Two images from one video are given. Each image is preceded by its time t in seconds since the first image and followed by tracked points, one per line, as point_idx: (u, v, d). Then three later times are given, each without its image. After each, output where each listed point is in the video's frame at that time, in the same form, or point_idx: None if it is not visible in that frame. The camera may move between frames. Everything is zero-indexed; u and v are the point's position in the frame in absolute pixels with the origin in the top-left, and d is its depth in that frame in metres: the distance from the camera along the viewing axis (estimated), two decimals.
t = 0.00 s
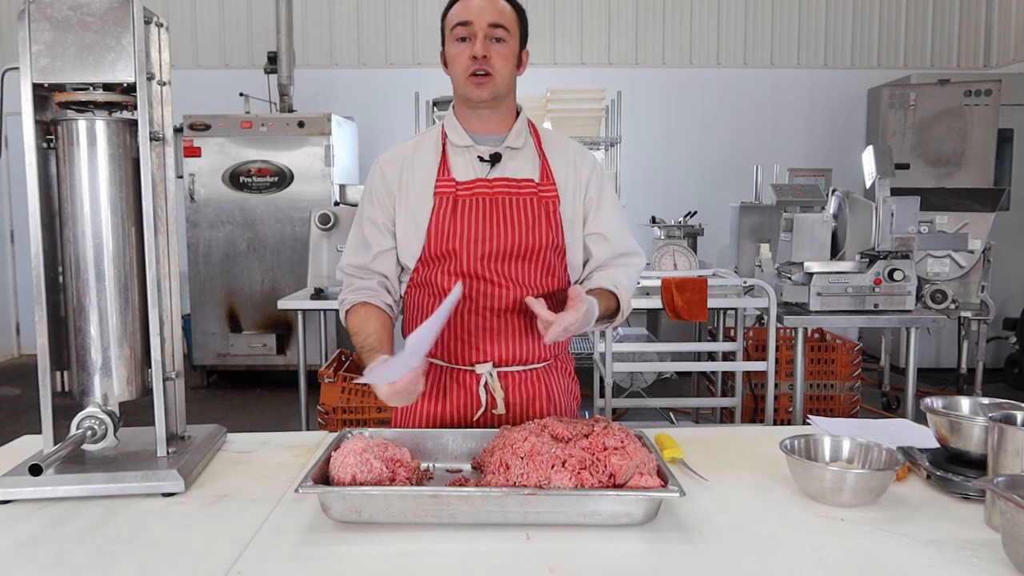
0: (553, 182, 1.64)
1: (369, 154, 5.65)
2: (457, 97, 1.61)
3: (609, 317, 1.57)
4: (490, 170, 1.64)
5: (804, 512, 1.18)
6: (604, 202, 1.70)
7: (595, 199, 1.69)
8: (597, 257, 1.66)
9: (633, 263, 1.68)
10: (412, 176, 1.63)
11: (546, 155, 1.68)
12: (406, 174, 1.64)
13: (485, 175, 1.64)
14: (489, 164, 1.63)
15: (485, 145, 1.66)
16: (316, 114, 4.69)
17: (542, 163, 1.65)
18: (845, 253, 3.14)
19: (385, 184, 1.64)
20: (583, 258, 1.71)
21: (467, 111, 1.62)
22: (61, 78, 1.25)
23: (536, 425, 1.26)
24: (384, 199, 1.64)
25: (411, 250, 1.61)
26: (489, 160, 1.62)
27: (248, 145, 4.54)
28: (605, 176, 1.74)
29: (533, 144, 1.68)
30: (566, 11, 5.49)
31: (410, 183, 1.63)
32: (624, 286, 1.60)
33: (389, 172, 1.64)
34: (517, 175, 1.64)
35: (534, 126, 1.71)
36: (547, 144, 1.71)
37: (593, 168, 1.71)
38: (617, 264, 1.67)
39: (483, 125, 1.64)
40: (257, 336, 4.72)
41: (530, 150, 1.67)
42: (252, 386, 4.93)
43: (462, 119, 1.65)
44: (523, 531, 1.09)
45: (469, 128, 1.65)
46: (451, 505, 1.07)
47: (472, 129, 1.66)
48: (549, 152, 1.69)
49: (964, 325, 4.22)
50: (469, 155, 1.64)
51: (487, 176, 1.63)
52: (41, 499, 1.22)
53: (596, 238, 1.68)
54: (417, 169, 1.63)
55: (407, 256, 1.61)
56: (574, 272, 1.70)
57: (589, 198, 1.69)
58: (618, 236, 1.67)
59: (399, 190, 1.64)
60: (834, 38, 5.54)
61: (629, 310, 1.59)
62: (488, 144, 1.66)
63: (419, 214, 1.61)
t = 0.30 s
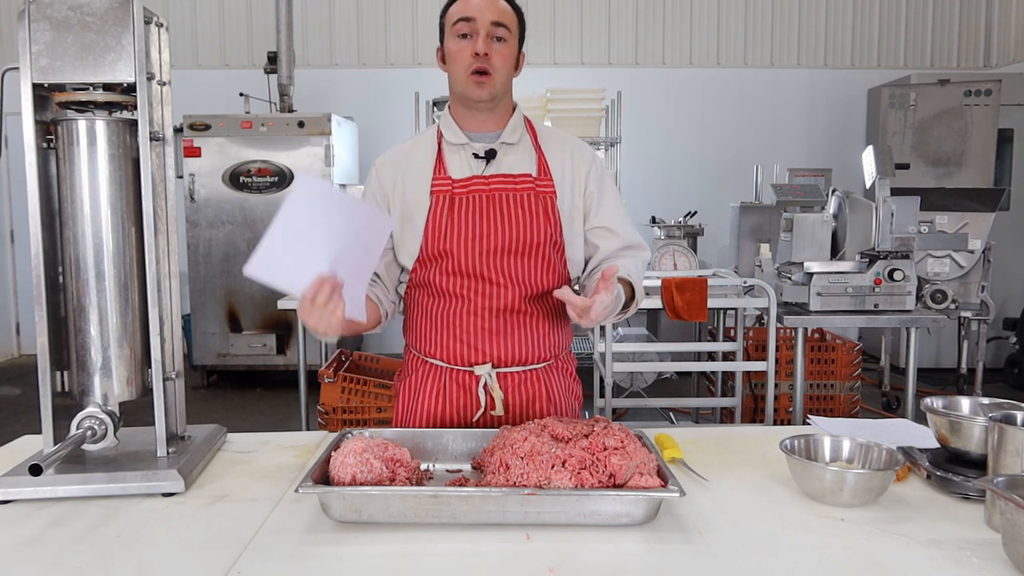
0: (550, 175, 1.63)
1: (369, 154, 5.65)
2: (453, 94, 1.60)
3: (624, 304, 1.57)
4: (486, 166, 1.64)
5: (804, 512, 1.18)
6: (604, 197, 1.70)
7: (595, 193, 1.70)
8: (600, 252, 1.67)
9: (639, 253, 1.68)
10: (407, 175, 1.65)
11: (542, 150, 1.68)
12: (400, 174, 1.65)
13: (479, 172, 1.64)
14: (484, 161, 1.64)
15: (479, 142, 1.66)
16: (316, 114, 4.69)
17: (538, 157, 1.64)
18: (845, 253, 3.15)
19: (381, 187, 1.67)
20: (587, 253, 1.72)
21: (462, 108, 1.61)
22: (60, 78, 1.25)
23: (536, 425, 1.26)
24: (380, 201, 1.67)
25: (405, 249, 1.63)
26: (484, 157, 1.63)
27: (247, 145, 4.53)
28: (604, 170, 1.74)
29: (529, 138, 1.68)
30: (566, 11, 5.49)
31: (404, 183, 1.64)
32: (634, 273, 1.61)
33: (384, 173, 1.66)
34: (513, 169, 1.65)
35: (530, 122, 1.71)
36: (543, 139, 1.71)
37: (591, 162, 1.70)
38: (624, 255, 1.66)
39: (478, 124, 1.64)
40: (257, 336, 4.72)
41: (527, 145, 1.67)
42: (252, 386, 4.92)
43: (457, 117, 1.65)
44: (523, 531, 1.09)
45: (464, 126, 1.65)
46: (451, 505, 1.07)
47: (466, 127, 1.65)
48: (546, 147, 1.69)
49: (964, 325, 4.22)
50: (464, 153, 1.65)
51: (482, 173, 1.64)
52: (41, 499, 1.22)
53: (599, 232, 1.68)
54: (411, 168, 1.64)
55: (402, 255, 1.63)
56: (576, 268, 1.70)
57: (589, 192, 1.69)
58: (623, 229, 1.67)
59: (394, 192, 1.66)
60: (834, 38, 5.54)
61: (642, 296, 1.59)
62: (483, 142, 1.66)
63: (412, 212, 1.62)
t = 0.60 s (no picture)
0: (557, 182, 1.63)
1: (369, 154, 5.65)
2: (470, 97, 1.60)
3: (603, 322, 1.58)
4: (495, 168, 1.63)
5: (804, 512, 1.18)
6: (605, 207, 1.71)
7: (596, 202, 1.70)
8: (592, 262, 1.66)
9: (630, 267, 1.66)
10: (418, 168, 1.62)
11: (551, 161, 1.67)
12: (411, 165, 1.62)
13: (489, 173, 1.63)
14: (495, 163, 1.63)
15: (490, 143, 1.65)
16: (316, 114, 4.69)
17: (547, 164, 1.64)
18: (845, 253, 3.15)
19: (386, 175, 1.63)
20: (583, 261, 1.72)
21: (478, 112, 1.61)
22: (60, 78, 1.25)
23: (536, 425, 1.26)
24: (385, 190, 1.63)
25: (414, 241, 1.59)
26: (495, 158, 1.62)
27: (248, 145, 4.54)
28: (607, 179, 1.75)
29: (538, 146, 1.68)
30: (566, 11, 5.49)
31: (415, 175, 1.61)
32: (620, 291, 1.59)
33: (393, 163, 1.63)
34: (523, 173, 1.64)
35: (539, 130, 1.71)
36: (551, 148, 1.71)
37: (595, 172, 1.71)
38: (614, 269, 1.65)
39: (490, 128, 1.64)
40: (257, 336, 4.72)
41: (536, 152, 1.67)
42: (252, 386, 4.92)
43: (469, 117, 1.64)
44: (523, 531, 1.09)
45: (475, 126, 1.64)
46: (451, 505, 1.07)
47: (478, 127, 1.65)
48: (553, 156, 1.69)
49: (964, 325, 4.22)
50: (475, 152, 1.63)
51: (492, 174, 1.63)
52: (41, 499, 1.22)
53: (594, 240, 1.68)
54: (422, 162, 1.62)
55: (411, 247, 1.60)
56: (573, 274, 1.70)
57: (590, 201, 1.70)
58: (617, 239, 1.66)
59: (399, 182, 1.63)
60: (834, 38, 5.54)
61: (624, 314, 1.59)
62: (493, 143, 1.65)
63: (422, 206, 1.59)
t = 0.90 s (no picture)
0: (559, 188, 1.63)
1: (369, 154, 5.65)
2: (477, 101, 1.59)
3: (592, 328, 1.58)
4: (499, 172, 1.63)
5: (804, 512, 1.18)
6: (603, 213, 1.70)
7: (594, 208, 1.70)
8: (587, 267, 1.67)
9: (624, 273, 1.68)
10: (421, 170, 1.61)
11: (553, 165, 1.67)
12: (414, 167, 1.61)
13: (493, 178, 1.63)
14: (499, 167, 1.63)
15: (494, 147, 1.64)
16: (316, 114, 4.69)
17: (548, 169, 1.64)
18: (845, 253, 3.14)
19: (392, 176, 1.62)
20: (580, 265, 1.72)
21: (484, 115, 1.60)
22: (60, 78, 1.25)
23: (536, 425, 1.26)
24: (391, 191, 1.61)
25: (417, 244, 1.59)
26: (499, 163, 1.62)
27: (248, 145, 4.54)
28: (606, 182, 1.74)
29: (540, 151, 1.68)
30: (566, 11, 5.49)
31: (418, 178, 1.61)
32: (610, 297, 1.61)
33: (396, 164, 1.61)
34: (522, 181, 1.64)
35: (541, 134, 1.71)
36: (553, 153, 1.70)
37: (595, 176, 1.71)
38: (608, 273, 1.66)
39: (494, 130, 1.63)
40: (257, 336, 4.72)
41: (538, 158, 1.67)
42: (252, 386, 4.92)
43: (474, 118, 1.63)
44: (523, 531, 1.09)
45: (480, 129, 1.64)
46: (451, 505, 1.07)
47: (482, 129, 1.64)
48: (555, 161, 1.68)
49: (964, 325, 4.22)
50: (479, 155, 1.63)
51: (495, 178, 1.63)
52: (41, 499, 1.22)
53: (591, 246, 1.69)
54: (426, 164, 1.62)
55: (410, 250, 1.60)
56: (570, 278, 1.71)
57: (589, 206, 1.70)
58: (613, 245, 1.67)
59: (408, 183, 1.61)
60: (834, 38, 5.54)
61: (614, 321, 1.60)
62: (497, 147, 1.65)
63: (425, 210, 1.59)
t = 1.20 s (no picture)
0: (552, 182, 1.62)
1: (369, 154, 5.65)
2: (462, 99, 1.60)
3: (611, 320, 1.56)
4: (488, 170, 1.63)
5: (804, 512, 1.18)
6: (602, 205, 1.69)
7: (594, 202, 1.68)
8: (593, 262, 1.66)
9: (631, 264, 1.67)
10: (408, 174, 1.62)
11: (545, 156, 1.67)
12: (402, 173, 1.62)
13: (482, 176, 1.63)
14: (488, 165, 1.62)
15: (484, 145, 1.65)
16: (316, 114, 4.69)
17: (541, 163, 1.64)
18: (845, 253, 3.13)
19: (380, 183, 1.64)
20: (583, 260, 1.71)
21: (471, 111, 1.60)
22: (61, 78, 1.25)
23: (536, 425, 1.26)
24: (379, 198, 1.64)
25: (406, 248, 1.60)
26: (487, 160, 1.62)
27: (248, 145, 4.54)
28: (604, 177, 1.73)
29: (532, 144, 1.67)
30: (566, 11, 5.49)
31: (406, 182, 1.62)
32: (625, 290, 1.59)
33: (385, 171, 1.64)
34: (514, 175, 1.63)
35: (532, 127, 1.70)
36: (546, 145, 1.70)
37: (592, 170, 1.70)
38: (616, 267, 1.66)
39: (484, 126, 1.63)
40: (257, 336, 4.72)
41: (529, 151, 1.66)
42: (252, 386, 4.92)
43: (462, 120, 1.64)
44: (523, 531, 1.09)
45: (470, 128, 1.64)
46: (451, 505, 1.07)
47: (472, 129, 1.65)
48: (549, 152, 1.69)
49: (964, 325, 4.22)
50: (467, 155, 1.63)
51: (484, 176, 1.63)
52: (41, 499, 1.22)
53: (594, 240, 1.67)
54: (413, 168, 1.62)
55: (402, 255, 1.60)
56: (573, 274, 1.69)
57: (588, 200, 1.68)
58: (618, 238, 1.66)
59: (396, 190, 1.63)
60: (834, 39, 5.54)
61: (630, 313, 1.59)
62: (488, 144, 1.65)
63: (415, 213, 1.59)
